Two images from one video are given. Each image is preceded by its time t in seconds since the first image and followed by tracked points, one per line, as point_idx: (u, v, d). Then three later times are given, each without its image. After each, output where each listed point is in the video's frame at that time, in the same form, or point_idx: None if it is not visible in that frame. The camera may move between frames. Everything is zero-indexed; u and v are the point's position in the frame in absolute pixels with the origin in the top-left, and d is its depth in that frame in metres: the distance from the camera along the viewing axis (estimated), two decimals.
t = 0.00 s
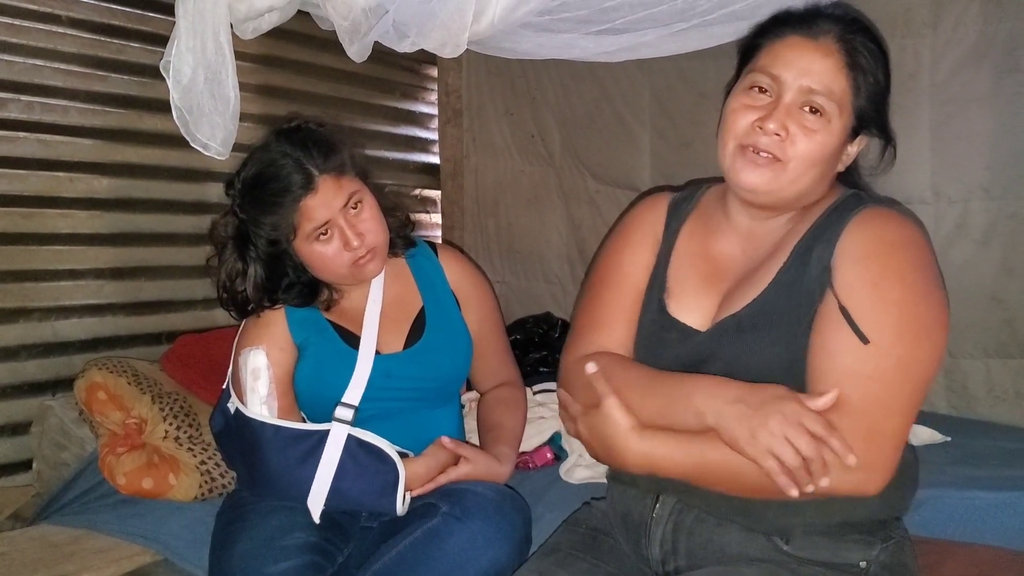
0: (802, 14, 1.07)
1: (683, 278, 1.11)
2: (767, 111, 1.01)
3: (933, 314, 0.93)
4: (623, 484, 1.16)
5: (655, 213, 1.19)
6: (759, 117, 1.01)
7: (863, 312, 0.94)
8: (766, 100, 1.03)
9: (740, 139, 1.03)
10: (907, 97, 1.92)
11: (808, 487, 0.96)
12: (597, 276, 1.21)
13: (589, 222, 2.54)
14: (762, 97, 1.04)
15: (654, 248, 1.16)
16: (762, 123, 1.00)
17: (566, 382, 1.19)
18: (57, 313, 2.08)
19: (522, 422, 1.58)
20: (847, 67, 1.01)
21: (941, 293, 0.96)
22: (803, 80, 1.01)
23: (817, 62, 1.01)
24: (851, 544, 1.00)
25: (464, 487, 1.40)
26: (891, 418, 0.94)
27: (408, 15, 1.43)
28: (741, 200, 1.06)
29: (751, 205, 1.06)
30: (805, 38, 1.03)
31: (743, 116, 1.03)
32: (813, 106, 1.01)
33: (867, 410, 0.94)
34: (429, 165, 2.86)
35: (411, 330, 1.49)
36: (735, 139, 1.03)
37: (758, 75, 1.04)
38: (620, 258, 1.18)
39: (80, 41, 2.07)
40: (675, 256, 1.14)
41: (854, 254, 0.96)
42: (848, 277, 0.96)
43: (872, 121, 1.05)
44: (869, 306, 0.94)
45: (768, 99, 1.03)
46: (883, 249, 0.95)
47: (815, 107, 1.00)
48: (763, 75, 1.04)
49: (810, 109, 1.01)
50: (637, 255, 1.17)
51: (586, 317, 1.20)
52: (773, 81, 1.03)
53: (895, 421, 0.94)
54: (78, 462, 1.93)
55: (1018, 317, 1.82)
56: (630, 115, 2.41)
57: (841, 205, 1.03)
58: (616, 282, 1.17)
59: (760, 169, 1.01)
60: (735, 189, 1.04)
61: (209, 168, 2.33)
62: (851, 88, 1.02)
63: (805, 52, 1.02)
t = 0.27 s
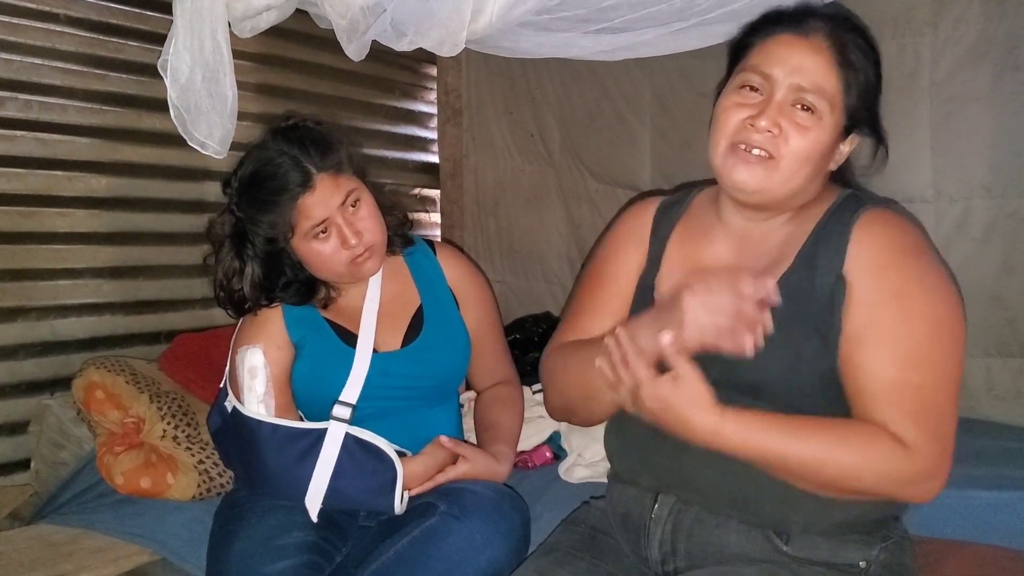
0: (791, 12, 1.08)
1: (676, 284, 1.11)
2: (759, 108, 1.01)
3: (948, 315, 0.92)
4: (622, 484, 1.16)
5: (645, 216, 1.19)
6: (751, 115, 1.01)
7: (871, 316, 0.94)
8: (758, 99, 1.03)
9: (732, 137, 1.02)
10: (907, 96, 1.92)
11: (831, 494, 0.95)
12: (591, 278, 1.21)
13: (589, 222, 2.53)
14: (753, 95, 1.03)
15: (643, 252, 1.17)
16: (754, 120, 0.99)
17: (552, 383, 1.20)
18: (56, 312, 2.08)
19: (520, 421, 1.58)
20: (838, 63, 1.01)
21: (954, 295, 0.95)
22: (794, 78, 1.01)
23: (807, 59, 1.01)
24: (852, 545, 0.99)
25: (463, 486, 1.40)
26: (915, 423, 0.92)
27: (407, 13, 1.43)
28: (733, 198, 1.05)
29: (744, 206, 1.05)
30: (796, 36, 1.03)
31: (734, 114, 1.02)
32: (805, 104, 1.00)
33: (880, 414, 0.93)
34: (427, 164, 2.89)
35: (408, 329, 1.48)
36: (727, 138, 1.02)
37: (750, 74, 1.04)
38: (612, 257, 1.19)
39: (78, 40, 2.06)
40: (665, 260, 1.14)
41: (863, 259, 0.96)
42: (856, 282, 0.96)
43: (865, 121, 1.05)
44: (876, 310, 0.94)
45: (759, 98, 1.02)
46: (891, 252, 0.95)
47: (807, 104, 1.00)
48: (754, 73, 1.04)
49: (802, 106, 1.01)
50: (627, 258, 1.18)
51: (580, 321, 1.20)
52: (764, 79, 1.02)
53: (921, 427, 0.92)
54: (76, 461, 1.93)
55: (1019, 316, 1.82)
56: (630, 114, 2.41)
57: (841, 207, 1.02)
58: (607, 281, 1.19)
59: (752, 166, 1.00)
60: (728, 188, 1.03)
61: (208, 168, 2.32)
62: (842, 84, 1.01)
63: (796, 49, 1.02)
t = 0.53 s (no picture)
0: (773, 8, 1.08)
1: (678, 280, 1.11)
2: (750, 102, 1.00)
3: (956, 311, 0.92)
4: (624, 484, 1.16)
5: (644, 218, 1.19)
6: (743, 109, 1.00)
7: (879, 311, 0.94)
8: (748, 93, 1.02)
9: (727, 134, 1.01)
10: (908, 96, 1.92)
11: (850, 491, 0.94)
12: (592, 280, 1.21)
13: (590, 222, 2.53)
14: (744, 90, 1.03)
15: (645, 253, 1.17)
16: (746, 115, 0.99)
17: (558, 388, 1.19)
18: (56, 312, 2.07)
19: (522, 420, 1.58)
20: (826, 50, 1.01)
21: (961, 291, 0.95)
22: (784, 69, 1.01)
23: (795, 50, 1.02)
24: (854, 545, 0.99)
25: (465, 486, 1.39)
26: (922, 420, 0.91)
27: (410, 13, 1.42)
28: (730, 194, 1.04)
29: (744, 202, 1.04)
30: (780, 28, 1.04)
31: (727, 111, 1.02)
32: (796, 94, 1.00)
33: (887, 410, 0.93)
34: (427, 164, 2.89)
35: (409, 328, 1.48)
36: (722, 135, 1.02)
37: (738, 70, 1.04)
38: (613, 257, 1.19)
39: (79, 39, 2.06)
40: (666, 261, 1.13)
41: (870, 254, 0.96)
42: (863, 277, 0.95)
43: (857, 107, 1.04)
44: (883, 305, 0.93)
45: (749, 92, 1.02)
46: (898, 248, 0.95)
47: (798, 95, 1.00)
48: (742, 69, 1.04)
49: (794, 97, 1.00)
50: (628, 257, 1.18)
51: (582, 323, 1.20)
52: (754, 73, 1.02)
53: (929, 422, 0.91)
54: (76, 461, 1.93)
55: (1020, 316, 1.82)
56: (631, 114, 2.40)
57: (842, 204, 1.02)
58: (610, 280, 1.18)
59: (749, 160, 0.99)
60: (727, 184, 1.02)
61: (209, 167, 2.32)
62: (830, 71, 1.01)
63: (784, 41, 1.03)
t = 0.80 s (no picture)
0: None
1: (675, 280, 1.09)
2: (741, 98, 0.99)
3: (960, 303, 0.90)
4: (624, 482, 1.14)
5: (643, 213, 1.18)
6: (734, 106, 0.99)
7: (879, 306, 0.92)
8: (739, 89, 1.01)
9: (719, 132, 1.00)
10: (910, 90, 1.90)
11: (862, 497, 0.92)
12: (589, 277, 1.19)
13: (589, 218, 2.52)
14: (735, 85, 1.01)
15: (643, 247, 1.15)
16: (737, 111, 0.97)
17: (557, 389, 1.18)
18: (51, 309, 2.05)
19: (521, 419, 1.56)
20: (815, 42, 0.99)
21: (963, 281, 0.93)
22: (773, 63, 0.99)
23: (783, 43, 0.99)
24: (858, 544, 0.98)
25: (463, 484, 1.37)
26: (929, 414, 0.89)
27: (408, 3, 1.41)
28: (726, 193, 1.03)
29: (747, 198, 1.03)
30: (767, 19, 1.02)
31: (717, 109, 1.00)
32: (787, 87, 0.98)
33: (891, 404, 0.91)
34: (426, 161, 2.86)
35: (406, 325, 1.46)
36: (715, 133, 1.00)
37: (728, 65, 1.03)
38: (611, 252, 1.17)
39: (73, 34, 2.04)
40: (663, 257, 1.11)
41: (869, 248, 0.94)
42: (863, 272, 0.93)
43: (852, 96, 1.02)
44: (884, 300, 0.91)
45: (740, 87, 1.01)
46: (898, 241, 0.93)
47: (789, 88, 0.98)
48: (731, 64, 1.02)
49: (786, 90, 0.99)
50: (626, 252, 1.16)
51: (578, 322, 1.19)
52: (743, 68, 1.01)
53: (937, 415, 0.89)
54: (71, 459, 1.91)
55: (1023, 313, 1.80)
56: (630, 110, 2.39)
57: (841, 196, 1.00)
58: (608, 274, 1.16)
59: (743, 160, 0.97)
60: (721, 184, 1.00)
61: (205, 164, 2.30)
62: (821, 63, 0.99)
63: (770, 33, 1.00)
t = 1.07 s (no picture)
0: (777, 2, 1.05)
1: (669, 277, 1.09)
2: (758, 108, 0.99)
3: (964, 305, 0.91)
4: (621, 483, 1.15)
5: (637, 213, 1.18)
6: (750, 116, 0.99)
7: (890, 312, 0.92)
8: (753, 97, 1.01)
9: (730, 139, 1.01)
10: (909, 92, 1.90)
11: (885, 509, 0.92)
12: (584, 277, 1.20)
13: (589, 220, 2.52)
14: (748, 91, 1.02)
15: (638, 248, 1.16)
16: (753, 122, 0.98)
17: (552, 388, 1.18)
18: (52, 310, 2.06)
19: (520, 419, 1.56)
20: (832, 55, 0.99)
21: (965, 282, 0.94)
22: (791, 74, 0.99)
23: (799, 55, 0.99)
24: (853, 544, 0.98)
25: (463, 485, 1.38)
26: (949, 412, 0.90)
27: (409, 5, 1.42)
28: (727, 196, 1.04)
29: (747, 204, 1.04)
30: (788, 27, 1.01)
31: (730, 115, 1.01)
32: (803, 99, 0.99)
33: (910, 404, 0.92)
34: (427, 163, 2.85)
35: (407, 326, 1.47)
36: (725, 139, 1.01)
37: (742, 70, 1.02)
38: (607, 252, 1.17)
39: (75, 36, 2.05)
40: (657, 257, 1.12)
41: (875, 256, 0.94)
42: (872, 280, 0.94)
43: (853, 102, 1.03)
44: (895, 306, 0.92)
45: (755, 96, 1.01)
46: (903, 245, 0.93)
47: (804, 100, 0.99)
48: (747, 69, 1.02)
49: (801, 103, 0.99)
50: (621, 252, 1.16)
51: (574, 320, 1.19)
52: (760, 75, 1.01)
53: (956, 416, 0.90)
54: (76, 462, 1.93)
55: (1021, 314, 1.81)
56: (630, 112, 2.39)
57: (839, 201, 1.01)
58: (604, 275, 1.17)
59: (754, 172, 0.99)
60: (726, 189, 1.02)
61: (205, 166, 2.31)
62: (837, 76, 1.00)
63: (786, 41, 1.00)
